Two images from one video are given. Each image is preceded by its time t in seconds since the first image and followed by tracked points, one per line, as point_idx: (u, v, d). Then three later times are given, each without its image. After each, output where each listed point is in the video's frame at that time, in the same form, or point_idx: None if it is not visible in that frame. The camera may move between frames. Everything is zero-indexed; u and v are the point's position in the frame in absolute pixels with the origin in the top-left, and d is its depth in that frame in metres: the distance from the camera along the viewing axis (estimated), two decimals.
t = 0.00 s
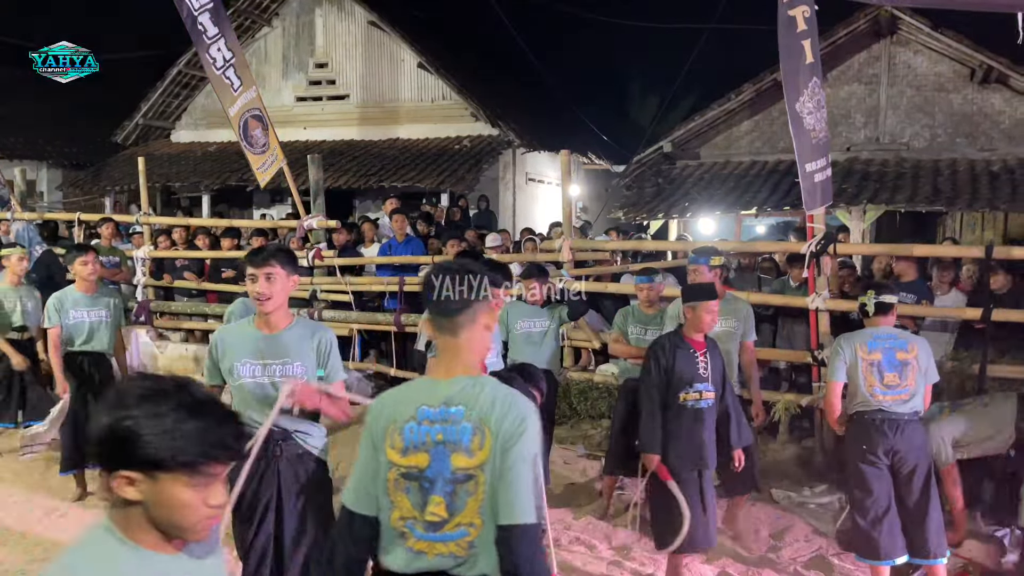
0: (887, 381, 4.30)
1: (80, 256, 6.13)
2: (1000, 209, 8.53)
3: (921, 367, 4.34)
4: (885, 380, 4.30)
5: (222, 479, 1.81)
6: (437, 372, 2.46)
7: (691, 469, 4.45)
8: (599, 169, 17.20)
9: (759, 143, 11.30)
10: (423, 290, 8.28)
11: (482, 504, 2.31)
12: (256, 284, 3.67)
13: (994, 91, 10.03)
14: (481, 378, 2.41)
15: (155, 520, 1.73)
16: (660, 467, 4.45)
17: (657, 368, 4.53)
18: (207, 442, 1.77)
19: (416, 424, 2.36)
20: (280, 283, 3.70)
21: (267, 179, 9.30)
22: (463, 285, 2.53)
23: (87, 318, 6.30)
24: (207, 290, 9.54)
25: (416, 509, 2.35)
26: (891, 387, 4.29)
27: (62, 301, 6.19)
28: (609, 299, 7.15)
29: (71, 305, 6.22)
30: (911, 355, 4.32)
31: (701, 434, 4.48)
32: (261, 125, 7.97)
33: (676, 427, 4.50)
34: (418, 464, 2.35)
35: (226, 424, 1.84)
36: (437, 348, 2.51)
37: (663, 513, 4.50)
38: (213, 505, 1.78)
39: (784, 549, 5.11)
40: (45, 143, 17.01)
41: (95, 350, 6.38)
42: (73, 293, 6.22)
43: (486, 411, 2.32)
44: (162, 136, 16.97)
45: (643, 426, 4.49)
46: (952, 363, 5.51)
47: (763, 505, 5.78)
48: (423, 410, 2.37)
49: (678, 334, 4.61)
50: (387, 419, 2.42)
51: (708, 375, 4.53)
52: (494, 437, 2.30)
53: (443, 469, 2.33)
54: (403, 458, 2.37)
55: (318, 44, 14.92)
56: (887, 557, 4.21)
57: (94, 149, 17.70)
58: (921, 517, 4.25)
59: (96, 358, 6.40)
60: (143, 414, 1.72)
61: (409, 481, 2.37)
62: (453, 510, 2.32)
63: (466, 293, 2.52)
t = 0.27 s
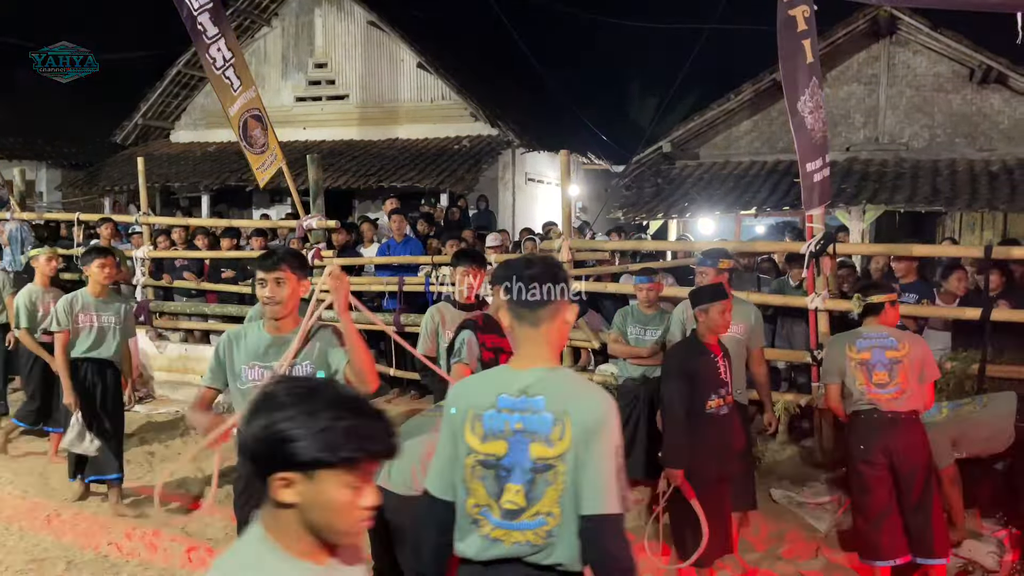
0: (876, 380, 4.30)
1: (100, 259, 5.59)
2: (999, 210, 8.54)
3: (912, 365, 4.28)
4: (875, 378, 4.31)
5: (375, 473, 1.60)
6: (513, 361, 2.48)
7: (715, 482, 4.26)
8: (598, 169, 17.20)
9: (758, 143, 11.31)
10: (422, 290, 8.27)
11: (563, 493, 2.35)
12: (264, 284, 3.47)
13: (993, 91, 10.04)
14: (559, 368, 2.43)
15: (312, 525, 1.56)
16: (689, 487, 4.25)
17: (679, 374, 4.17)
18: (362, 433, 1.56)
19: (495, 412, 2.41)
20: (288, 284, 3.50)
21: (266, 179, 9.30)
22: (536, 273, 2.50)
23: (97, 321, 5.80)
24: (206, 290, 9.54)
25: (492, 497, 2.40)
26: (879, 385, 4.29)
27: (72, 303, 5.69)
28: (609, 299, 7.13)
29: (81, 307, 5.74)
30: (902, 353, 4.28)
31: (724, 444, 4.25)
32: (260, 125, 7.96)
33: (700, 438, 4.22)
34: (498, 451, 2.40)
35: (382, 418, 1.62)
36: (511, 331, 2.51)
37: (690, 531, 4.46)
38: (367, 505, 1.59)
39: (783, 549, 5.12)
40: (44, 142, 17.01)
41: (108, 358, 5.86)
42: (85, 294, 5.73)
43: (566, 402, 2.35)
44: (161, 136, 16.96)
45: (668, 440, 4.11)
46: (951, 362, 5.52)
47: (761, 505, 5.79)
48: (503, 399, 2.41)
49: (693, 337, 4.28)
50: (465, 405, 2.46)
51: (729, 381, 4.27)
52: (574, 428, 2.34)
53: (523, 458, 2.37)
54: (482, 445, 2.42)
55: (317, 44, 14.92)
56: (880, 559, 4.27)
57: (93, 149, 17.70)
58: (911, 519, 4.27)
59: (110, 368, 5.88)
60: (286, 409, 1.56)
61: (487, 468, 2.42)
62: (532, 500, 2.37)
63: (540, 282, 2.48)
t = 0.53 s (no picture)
0: (862, 377, 4.31)
1: (119, 258, 5.58)
2: (999, 210, 8.53)
3: (900, 366, 4.26)
4: (863, 376, 4.31)
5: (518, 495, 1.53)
6: (563, 359, 2.54)
7: (735, 488, 4.15)
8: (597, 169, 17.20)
9: (758, 143, 11.30)
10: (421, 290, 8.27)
11: (616, 489, 2.46)
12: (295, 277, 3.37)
13: (993, 91, 10.04)
14: (611, 369, 2.52)
15: (457, 551, 1.49)
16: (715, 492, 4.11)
17: (699, 379, 3.97)
18: (504, 459, 1.49)
19: (551, 409, 2.49)
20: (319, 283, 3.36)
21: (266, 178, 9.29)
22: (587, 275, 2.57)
23: (112, 322, 5.72)
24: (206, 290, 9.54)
25: (541, 492, 2.47)
26: (868, 385, 4.29)
27: (87, 304, 5.68)
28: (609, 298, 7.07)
29: (96, 308, 5.70)
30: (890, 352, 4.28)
31: (741, 448, 4.14)
32: (259, 125, 7.96)
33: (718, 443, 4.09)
34: (551, 447, 2.48)
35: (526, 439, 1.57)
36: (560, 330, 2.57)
37: (716, 541, 4.28)
38: (514, 528, 1.52)
39: (781, 548, 5.13)
40: (44, 142, 17.01)
41: (121, 359, 5.73)
42: (101, 293, 5.72)
43: (624, 402, 2.45)
44: (160, 136, 16.95)
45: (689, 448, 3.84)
46: (950, 362, 5.52)
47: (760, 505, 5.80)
48: (559, 396, 2.49)
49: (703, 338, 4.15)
50: (518, 401, 2.53)
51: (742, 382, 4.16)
52: (631, 427, 2.44)
53: (578, 454, 2.46)
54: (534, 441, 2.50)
55: (316, 44, 14.92)
56: (881, 558, 4.28)
57: (92, 149, 17.69)
58: (909, 520, 4.25)
59: (124, 370, 5.76)
60: (422, 434, 1.50)
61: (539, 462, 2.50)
62: (585, 496, 2.46)
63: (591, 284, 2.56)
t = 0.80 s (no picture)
0: (864, 378, 4.32)
1: (121, 260, 5.50)
2: (998, 209, 8.52)
3: (903, 369, 4.22)
4: (865, 377, 4.32)
5: (694, 536, 1.28)
6: (589, 362, 2.71)
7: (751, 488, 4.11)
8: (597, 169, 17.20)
9: (757, 143, 11.30)
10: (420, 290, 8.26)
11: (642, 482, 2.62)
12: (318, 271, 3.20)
13: (992, 90, 10.04)
14: (632, 370, 2.67)
15: None
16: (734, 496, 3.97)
17: (705, 381, 3.93)
18: (687, 500, 1.23)
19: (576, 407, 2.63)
20: (344, 280, 3.20)
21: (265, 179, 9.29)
22: (606, 282, 2.71)
23: (120, 325, 5.53)
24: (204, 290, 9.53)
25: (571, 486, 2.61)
26: (870, 384, 4.29)
27: (95, 308, 5.51)
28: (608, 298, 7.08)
29: (103, 312, 5.53)
30: (895, 356, 4.24)
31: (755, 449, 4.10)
32: (258, 125, 7.93)
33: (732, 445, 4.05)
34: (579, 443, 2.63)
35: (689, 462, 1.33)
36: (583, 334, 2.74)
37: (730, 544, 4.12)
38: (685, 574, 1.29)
39: (781, 548, 5.12)
40: (43, 142, 17.01)
41: (133, 363, 5.52)
42: (106, 297, 5.56)
43: (645, 402, 2.60)
44: (159, 136, 16.94)
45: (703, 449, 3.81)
46: (950, 362, 5.51)
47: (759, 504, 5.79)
48: (585, 396, 2.65)
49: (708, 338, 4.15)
50: (550, 401, 2.71)
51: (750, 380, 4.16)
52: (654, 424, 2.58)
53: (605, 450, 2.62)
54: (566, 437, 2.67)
55: (316, 44, 14.92)
56: (879, 557, 4.27)
57: (91, 149, 17.68)
58: (902, 521, 4.22)
59: (135, 374, 5.54)
60: (588, 467, 1.26)
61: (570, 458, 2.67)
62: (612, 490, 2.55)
63: (610, 289, 2.70)
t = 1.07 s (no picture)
0: (875, 382, 4.43)
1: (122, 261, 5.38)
2: (997, 209, 8.53)
3: (915, 374, 4.32)
4: (876, 381, 4.43)
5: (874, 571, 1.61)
6: (601, 351, 2.89)
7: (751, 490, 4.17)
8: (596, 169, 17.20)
9: (756, 143, 11.30)
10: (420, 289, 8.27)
11: (661, 461, 2.84)
12: (329, 274, 3.19)
13: (991, 90, 10.04)
14: (643, 356, 2.88)
15: None
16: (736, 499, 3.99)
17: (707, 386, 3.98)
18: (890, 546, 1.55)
19: (598, 396, 2.82)
20: (358, 285, 3.19)
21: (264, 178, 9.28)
22: (613, 276, 2.86)
23: (129, 328, 5.48)
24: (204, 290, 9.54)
25: (596, 470, 2.81)
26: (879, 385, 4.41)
27: (104, 311, 5.44)
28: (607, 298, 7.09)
29: (112, 315, 5.46)
30: (909, 362, 4.33)
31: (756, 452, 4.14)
32: (256, 125, 7.92)
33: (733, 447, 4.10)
34: (602, 430, 2.82)
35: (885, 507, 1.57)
36: (594, 327, 2.89)
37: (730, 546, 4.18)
38: None
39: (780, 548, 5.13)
40: (43, 142, 17.01)
41: (143, 366, 5.50)
42: (112, 300, 5.47)
43: (661, 386, 2.82)
44: (158, 136, 16.93)
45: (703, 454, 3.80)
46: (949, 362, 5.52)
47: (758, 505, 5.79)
48: (603, 384, 2.83)
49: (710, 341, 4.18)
50: (568, 392, 2.85)
51: (752, 383, 4.18)
52: (670, 407, 2.83)
53: (624, 435, 2.82)
54: (587, 426, 2.83)
55: (315, 44, 14.91)
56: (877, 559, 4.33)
57: (90, 149, 17.68)
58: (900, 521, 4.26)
59: (145, 378, 5.52)
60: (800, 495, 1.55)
61: (592, 446, 2.83)
62: (636, 470, 2.82)
63: (617, 283, 2.86)
